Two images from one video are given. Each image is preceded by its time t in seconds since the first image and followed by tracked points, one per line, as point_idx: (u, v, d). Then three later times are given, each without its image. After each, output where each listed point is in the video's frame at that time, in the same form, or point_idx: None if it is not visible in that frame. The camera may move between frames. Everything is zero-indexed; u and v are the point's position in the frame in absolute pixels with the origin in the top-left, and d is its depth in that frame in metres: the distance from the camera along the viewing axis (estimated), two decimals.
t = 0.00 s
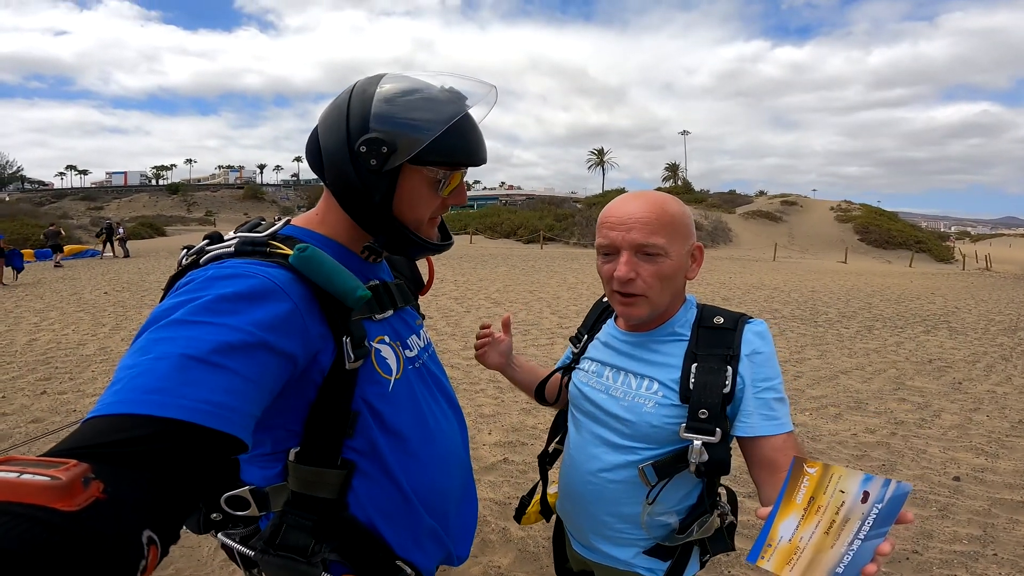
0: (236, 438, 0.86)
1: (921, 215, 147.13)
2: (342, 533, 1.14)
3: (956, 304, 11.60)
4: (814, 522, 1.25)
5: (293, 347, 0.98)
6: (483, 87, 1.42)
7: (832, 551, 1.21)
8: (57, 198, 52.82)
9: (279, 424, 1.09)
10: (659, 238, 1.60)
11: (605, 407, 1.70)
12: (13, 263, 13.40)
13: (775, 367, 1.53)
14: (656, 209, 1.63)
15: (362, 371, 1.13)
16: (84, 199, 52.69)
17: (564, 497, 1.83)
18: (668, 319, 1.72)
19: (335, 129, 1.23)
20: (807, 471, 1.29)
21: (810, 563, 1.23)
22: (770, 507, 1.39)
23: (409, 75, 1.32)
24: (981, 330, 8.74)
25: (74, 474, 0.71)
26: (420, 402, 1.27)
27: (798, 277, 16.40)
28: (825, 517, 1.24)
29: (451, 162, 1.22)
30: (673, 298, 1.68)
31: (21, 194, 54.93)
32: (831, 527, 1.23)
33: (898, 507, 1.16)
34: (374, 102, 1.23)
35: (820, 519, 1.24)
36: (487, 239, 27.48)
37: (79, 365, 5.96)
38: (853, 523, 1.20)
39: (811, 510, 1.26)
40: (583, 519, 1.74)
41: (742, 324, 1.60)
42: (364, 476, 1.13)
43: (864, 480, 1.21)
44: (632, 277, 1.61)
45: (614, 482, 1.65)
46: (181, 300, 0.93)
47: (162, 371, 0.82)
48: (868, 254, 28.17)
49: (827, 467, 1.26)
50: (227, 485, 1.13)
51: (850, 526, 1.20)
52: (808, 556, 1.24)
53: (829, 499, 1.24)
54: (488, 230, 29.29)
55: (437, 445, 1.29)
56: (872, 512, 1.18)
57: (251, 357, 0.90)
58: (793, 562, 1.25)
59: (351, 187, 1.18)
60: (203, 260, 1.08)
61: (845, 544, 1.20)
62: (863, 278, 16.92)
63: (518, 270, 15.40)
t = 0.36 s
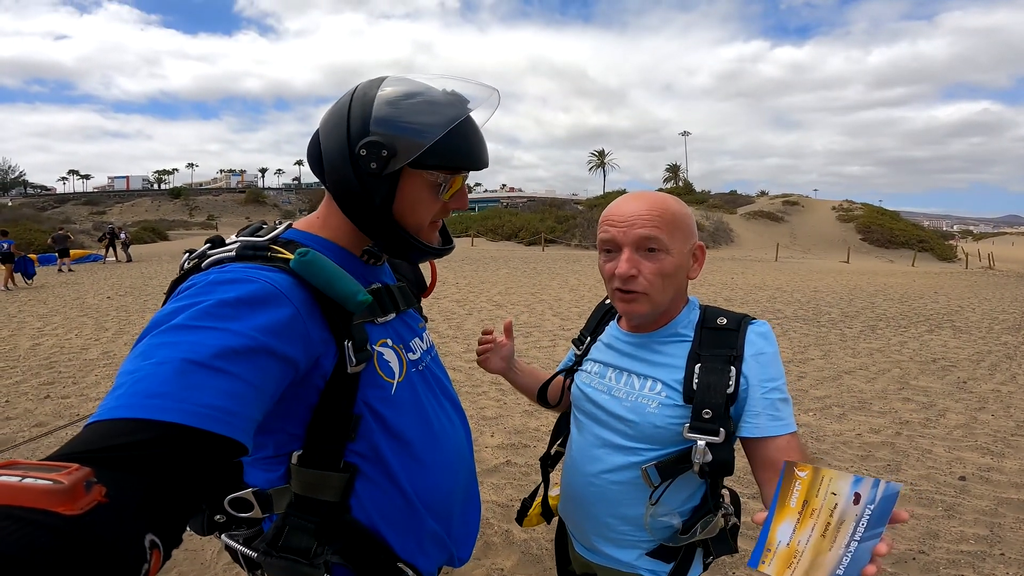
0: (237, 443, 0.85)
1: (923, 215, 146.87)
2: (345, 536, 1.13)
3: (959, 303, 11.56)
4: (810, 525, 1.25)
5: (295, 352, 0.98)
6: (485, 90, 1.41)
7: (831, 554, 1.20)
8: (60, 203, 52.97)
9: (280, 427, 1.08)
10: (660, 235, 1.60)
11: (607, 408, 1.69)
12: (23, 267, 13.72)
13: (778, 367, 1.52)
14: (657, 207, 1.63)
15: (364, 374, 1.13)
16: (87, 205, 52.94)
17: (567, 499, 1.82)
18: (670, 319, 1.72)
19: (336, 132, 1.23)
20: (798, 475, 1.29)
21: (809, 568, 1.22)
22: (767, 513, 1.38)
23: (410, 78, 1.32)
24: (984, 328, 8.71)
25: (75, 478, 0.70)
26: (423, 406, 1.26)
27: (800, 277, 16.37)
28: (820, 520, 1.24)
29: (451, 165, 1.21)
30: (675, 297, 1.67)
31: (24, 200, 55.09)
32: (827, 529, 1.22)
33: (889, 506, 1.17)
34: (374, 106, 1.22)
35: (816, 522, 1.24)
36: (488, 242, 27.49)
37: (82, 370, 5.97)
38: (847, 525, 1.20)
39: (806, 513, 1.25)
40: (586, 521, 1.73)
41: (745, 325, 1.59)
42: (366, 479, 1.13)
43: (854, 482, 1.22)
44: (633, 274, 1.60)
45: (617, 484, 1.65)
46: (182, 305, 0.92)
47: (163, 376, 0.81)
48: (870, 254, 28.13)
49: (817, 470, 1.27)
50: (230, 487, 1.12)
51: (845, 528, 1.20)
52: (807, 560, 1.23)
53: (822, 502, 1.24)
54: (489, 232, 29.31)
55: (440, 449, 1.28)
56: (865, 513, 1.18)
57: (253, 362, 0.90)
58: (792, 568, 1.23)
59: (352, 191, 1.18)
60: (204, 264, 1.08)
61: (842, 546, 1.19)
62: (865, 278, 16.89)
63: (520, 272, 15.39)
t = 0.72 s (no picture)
0: (241, 439, 0.85)
1: (921, 216, 147.12)
2: (346, 533, 1.13)
3: (959, 303, 11.58)
4: (790, 520, 1.25)
5: (299, 347, 0.97)
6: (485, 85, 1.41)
7: (806, 550, 1.21)
8: (58, 208, 52.94)
9: (283, 422, 1.08)
10: (665, 224, 1.61)
11: (610, 405, 1.69)
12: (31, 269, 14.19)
13: (781, 366, 1.52)
14: (661, 198, 1.65)
15: (366, 370, 1.12)
16: (86, 210, 53.01)
17: (567, 498, 1.81)
18: (675, 313, 1.71)
19: (336, 129, 1.23)
20: (785, 469, 1.28)
21: (786, 563, 1.23)
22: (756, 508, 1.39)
23: (410, 74, 1.31)
24: (984, 328, 8.72)
25: (81, 475, 0.70)
26: (425, 402, 1.26)
27: (800, 278, 16.38)
28: (800, 516, 1.24)
29: (453, 162, 1.21)
30: (680, 289, 1.66)
31: (23, 205, 55.06)
32: (805, 525, 1.23)
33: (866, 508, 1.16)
34: (374, 102, 1.22)
35: (796, 517, 1.24)
36: (488, 245, 27.50)
37: (81, 374, 5.95)
38: (824, 523, 1.20)
39: (787, 508, 1.26)
40: (587, 520, 1.72)
41: (749, 323, 1.59)
42: (368, 475, 1.12)
43: (835, 479, 1.21)
44: (637, 263, 1.60)
45: (619, 482, 1.64)
46: (187, 301, 0.92)
47: (169, 372, 0.81)
48: (869, 254, 28.17)
49: (803, 465, 1.26)
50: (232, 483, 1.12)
51: (821, 525, 1.20)
52: (785, 555, 1.24)
53: (803, 498, 1.24)
54: (488, 235, 29.32)
55: (443, 445, 1.28)
56: (841, 512, 1.18)
57: (257, 358, 0.90)
58: (770, 561, 1.25)
59: (353, 188, 1.18)
60: (208, 260, 1.08)
61: (818, 543, 1.20)
62: (865, 278, 16.91)
63: (519, 275, 15.40)
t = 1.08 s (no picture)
0: (236, 442, 0.85)
1: (919, 216, 147.31)
2: (342, 535, 1.13)
3: (958, 302, 11.59)
4: (773, 550, 1.24)
5: (294, 348, 0.97)
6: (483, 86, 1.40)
7: None
8: (57, 213, 52.92)
9: (279, 423, 1.08)
10: (645, 223, 1.63)
11: (610, 405, 1.69)
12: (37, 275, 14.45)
13: (781, 366, 1.51)
14: (650, 197, 1.66)
15: (363, 372, 1.12)
16: (85, 214, 53.09)
17: (567, 499, 1.81)
18: (670, 314, 1.71)
19: (334, 129, 1.22)
20: (762, 502, 1.27)
21: None
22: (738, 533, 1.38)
23: (409, 75, 1.31)
24: (984, 327, 8.72)
25: (75, 475, 0.70)
26: (422, 404, 1.26)
27: (799, 279, 16.39)
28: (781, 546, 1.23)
29: (451, 165, 1.21)
30: (666, 287, 1.67)
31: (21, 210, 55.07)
32: (786, 556, 1.21)
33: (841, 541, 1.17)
34: (373, 102, 1.22)
35: (777, 548, 1.23)
36: (487, 248, 27.51)
37: (80, 378, 5.95)
38: (803, 554, 1.20)
39: (769, 538, 1.24)
40: (586, 520, 1.72)
41: (750, 323, 1.58)
42: (364, 477, 1.12)
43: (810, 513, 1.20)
44: (616, 260, 1.64)
45: (618, 481, 1.64)
46: (183, 301, 0.92)
47: (164, 373, 0.81)
48: (869, 254, 28.19)
49: (779, 498, 1.25)
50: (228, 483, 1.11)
51: (801, 556, 1.20)
52: None
53: (783, 531, 1.23)
54: (487, 238, 29.35)
55: (440, 447, 1.27)
56: (819, 545, 1.18)
57: (252, 359, 0.89)
58: None
59: (352, 189, 1.18)
60: (205, 261, 1.08)
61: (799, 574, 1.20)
62: (864, 278, 16.92)
63: (519, 277, 15.40)
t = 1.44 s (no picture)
0: (239, 444, 0.85)
1: (916, 218, 147.77)
2: (344, 537, 1.12)
3: (954, 303, 11.63)
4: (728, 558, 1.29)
5: (296, 351, 0.97)
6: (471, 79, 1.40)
7: None
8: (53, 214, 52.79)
9: (281, 425, 1.08)
10: (643, 227, 1.63)
11: (612, 406, 1.69)
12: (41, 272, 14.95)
13: (780, 368, 1.52)
14: (650, 201, 1.66)
15: (365, 373, 1.12)
16: (82, 215, 52.97)
17: (569, 499, 1.81)
18: (674, 316, 1.72)
19: (330, 133, 1.22)
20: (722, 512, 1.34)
21: None
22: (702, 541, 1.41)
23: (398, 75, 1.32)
24: (980, 328, 8.75)
25: (80, 477, 0.69)
26: (424, 406, 1.26)
27: (796, 280, 16.43)
28: (735, 554, 1.27)
29: (450, 158, 1.22)
30: (666, 290, 1.67)
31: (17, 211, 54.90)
32: (738, 564, 1.25)
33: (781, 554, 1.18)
34: (366, 102, 1.22)
35: (731, 555, 1.28)
36: (485, 250, 27.50)
37: (78, 379, 5.93)
38: (751, 564, 1.22)
39: (725, 546, 1.30)
40: (588, 520, 1.72)
41: (750, 325, 1.58)
42: (366, 479, 1.12)
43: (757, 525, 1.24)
44: (615, 263, 1.66)
45: (619, 481, 1.64)
46: (186, 304, 0.92)
47: (169, 376, 0.80)
48: (865, 256, 28.26)
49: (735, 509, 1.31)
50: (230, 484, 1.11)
51: (749, 565, 1.22)
52: None
53: (736, 539, 1.28)
54: (485, 240, 29.37)
55: (442, 448, 1.27)
56: (762, 555, 1.20)
57: (255, 362, 0.89)
58: None
59: (353, 191, 1.17)
60: (206, 263, 1.08)
61: None
62: (861, 280, 16.97)
63: (516, 279, 15.41)
